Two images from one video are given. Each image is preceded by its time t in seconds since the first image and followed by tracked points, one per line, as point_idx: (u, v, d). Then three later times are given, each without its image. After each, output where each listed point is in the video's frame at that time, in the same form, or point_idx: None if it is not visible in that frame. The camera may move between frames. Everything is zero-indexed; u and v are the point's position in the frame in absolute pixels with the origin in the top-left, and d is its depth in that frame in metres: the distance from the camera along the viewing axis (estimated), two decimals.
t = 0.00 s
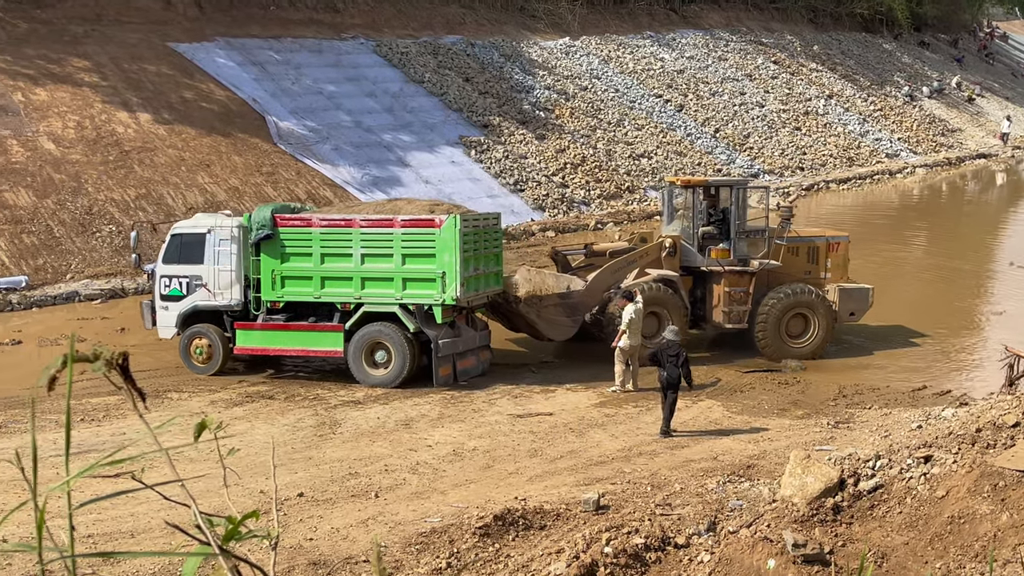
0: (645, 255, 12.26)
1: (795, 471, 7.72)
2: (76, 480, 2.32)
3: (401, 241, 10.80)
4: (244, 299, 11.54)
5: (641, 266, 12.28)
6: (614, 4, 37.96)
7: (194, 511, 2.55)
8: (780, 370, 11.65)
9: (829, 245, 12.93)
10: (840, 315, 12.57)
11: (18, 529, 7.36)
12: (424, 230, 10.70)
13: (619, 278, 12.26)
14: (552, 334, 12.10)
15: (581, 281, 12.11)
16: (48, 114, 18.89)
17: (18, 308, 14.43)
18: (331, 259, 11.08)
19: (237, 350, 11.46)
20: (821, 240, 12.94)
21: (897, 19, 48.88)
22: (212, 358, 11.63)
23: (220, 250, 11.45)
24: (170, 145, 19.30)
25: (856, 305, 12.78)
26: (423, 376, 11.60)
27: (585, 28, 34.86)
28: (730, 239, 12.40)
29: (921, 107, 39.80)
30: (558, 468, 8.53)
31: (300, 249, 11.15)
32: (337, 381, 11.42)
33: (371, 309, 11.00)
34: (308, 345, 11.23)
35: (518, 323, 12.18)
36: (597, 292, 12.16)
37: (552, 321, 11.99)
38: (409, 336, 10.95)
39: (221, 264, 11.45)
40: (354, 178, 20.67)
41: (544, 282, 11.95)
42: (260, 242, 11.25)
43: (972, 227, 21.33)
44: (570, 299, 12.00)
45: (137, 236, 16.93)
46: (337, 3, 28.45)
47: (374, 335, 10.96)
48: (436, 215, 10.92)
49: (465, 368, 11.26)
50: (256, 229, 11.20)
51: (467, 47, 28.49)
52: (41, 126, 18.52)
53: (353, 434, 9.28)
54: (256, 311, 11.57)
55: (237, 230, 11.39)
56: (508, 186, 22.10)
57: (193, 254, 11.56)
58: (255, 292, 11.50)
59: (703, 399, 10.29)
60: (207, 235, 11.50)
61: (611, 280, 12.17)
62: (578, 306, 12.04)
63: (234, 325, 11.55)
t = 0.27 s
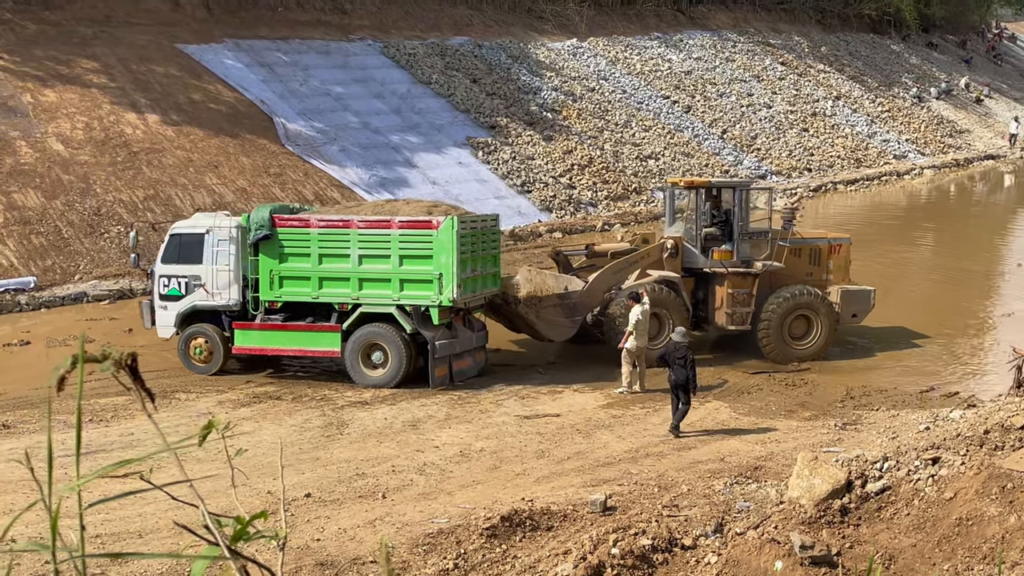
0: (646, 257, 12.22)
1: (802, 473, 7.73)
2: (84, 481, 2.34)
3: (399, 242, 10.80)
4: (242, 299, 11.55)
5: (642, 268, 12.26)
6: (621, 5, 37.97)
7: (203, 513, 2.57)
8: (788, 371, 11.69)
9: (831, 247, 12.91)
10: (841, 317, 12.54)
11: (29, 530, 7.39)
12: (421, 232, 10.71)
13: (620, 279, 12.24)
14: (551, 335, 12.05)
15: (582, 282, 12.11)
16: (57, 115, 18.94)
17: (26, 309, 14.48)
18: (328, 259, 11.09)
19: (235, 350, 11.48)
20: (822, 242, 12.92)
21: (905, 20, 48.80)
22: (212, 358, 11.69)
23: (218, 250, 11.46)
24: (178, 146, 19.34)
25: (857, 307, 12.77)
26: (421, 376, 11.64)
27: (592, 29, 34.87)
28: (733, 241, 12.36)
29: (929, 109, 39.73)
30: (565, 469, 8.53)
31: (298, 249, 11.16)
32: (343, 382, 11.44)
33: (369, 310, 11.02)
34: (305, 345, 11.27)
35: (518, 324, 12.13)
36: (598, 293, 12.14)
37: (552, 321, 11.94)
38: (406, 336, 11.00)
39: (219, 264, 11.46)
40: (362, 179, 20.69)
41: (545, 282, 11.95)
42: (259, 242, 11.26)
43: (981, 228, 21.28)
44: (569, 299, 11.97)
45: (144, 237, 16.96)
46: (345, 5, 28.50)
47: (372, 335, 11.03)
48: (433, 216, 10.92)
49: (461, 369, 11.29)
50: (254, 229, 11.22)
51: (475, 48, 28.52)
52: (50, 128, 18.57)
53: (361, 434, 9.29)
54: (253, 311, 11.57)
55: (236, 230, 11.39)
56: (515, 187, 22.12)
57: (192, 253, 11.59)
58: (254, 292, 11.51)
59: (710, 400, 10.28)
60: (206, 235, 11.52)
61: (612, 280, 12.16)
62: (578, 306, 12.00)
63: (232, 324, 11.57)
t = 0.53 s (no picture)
0: (647, 258, 12.22)
1: (811, 475, 7.71)
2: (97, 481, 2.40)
3: (393, 242, 10.81)
4: (239, 299, 11.57)
5: (643, 269, 12.25)
6: (630, 7, 37.96)
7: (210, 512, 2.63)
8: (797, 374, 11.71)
9: (832, 248, 12.85)
10: (842, 319, 12.52)
11: (40, 531, 7.41)
12: (415, 232, 10.72)
13: (621, 281, 12.21)
14: (550, 336, 12.04)
15: (582, 283, 12.12)
16: (66, 117, 18.99)
17: (36, 310, 14.53)
18: (323, 260, 11.09)
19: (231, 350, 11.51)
20: (824, 243, 12.85)
21: (914, 21, 48.69)
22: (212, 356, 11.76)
23: (214, 250, 11.48)
24: (187, 148, 19.37)
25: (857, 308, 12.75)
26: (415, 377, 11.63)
27: (601, 31, 34.86)
28: (735, 242, 12.28)
29: (938, 110, 39.62)
30: (573, 471, 8.52)
31: (293, 249, 11.16)
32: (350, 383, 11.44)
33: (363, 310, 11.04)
34: (301, 345, 11.29)
35: (517, 325, 12.12)
36: (598, 295, 12.14)
37: (551, 322, 11.95)
38: (400, 337, 11.00)
39: (215, 264, 11.49)
40: (370, 181, 20.70)
41: (545, 283, 12.04)
42: (254, 242, 11.27)
43: (990, 230, 21.20)
44: (569, 301, 11.98)
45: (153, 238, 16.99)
46: (353, 6, 28.52)
47: (365, 337, 11.04)
48: (427, 216, 10.94)
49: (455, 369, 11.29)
50: (249, 230, 11.23)
51: (483, 50, 28.53)
52: (59, 129, 18.61)
53: (369, 436, 9.29)
54: (250, 310, 11.60)
55: (231, 230, 11.41)
56: (523, 189, 22.12)
57: (188, 254, 11.62)
58: (250, 292, 11.52)
59: (719, 401, 10.26)
60: (202, 235, 11.54)
61: (613, 282, 12.15)
62: (578, 308, 12.01)
63: (229, 324, 11.60)
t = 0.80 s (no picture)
0: (646, 259, 12.17)
1: (819, 477, 7.69)
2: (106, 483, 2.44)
3: (386, 244, 10.79)
4: (233, 300, 11.58)
5: (643, 270, 12.21)
6: (637, 7, 37.94)
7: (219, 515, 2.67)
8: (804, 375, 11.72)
9: (833, 249, 12.80)
10: (843, 320, 12.50)
11: (50, 531, 7.43)
12: (408, 234, 10.70)
13: (620, 282, 12.20)
14: (550, 337, 12.04)
15: (581, 285, 12.14)
16: (74, 118, 19.03)
17: (44, 310, 14.57)
18: (317, 262, 11.09)
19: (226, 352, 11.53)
20: (824, 244, 12.80)
21: (923, 21, 48.60)
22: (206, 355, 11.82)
23: (208, 251, 11.50)
24: (195, 149, 19.40)
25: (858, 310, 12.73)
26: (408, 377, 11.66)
27: (608, 32, 34.85)
28: (736, 244, 12.23)
29: (946, 111, 39.52)
30: (580, 472, 8.51)
31: (287, 251, 11.17)
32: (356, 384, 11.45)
33: (357, 312, 11.04)
34: (295, 347, 11.32)
35: (516, 326, 12.14)
36: (598, 295, 12.13)
37: (550, 323, 11.95)
38: (394, 338, 11.00)
39: (209, 265, 11.51)
40: (377, 182, 20.72)
41: (544, 284, 12.11)
42: (248, 244, 11.28)
43: (998, 231, 21.12)
44: (568, 302, 11.97)
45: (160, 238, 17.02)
46: (361, 7, 28.54)
47: (360, 338, 11.04)
48: (420, 218, 10.91)
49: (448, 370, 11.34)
50: (243, 232, 11.23)
51: (490, 51, 28.53)
52: (67, 130, 18.66)
53: (376, 436, 9.29)
54: (245, 312, 11.62)
55: (226, 232, 11.42)
56: (530, 190, 22.12)
57: (183, 255, 11.64)
58: (244, 293, 11.54)
59: (727, 403, 10.24)
60: (196, 236, 11.57)
61: (613, 283, 12.14)
62: (577, 309, 12.00)
63: (223, 326, 11.61)
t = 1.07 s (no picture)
0: (647, 261, 12.14)
1: (827, 478, 7.67)
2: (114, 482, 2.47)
3: (379, 247, 10.79)
4: (227, 302, 11.60)
5: (645, 271, 12.19)
6: (646, 8, 37.93)
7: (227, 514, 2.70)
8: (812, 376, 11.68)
9: (836, 250, 12.75)
10: (846, 322, 12.46)
11: (59, 532, 7.44)
12: (401, 236, 10.71)
13: (621, 283, 12.19)
14: (551, 339, 12.03)
15: (582, 287, 12.21)
16: (83, 119, 19.08)
17: (53, 312, 14.63)
18: (310, 264, 11.08)
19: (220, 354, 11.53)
20: (827, 246, 12.75)
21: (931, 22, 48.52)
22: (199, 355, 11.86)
23: (202, 253, 11.53)
24: (203, 150, 19.43)
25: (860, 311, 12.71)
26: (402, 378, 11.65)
27: (616, 33, 34.84)
28: (737, 245, 12.19)
29: (955, 112, 39.42)
30: (588, 473, 8.50)
31: (280, 253, 11.16)
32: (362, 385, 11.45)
33: (351, 313, 11.05)
34: (289, 349, 11.33)
35: (517, 328, 12.14)
36: (599, 297, 12.11)
37: (550, 325, 11.93)
38: (388, 340, 10.99)
39: (203, 267, 11.53)
40: (385, 183, 20.73)
41: (545, 286, 12.20)
42: (240, 246, 11.26)
43: (1008, 232, 21.05)
44: (569, 303, 11.94)
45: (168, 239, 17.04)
46: (369, 9, 28.55)
47: (354, 339, 11.03)
48: (413, 220, 10.92)
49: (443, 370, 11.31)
50: (236, 234, 11.22)
51: (498, 52, 28.54)
52: (77, 131, 18.71)
53: (384, 438, 9.30)
54: (238, 313, 11.61)
55: (218, 234, 11.47)
56: (538, 191, 22.12)
57: (176, 257, 11.67)
58: (237, 295, 11.55)
59: (735, 404, 10.22)
60: (190, 238, 11.59)
61: (614, 284, 12.12)
62: (577, 310, 11.97)
63: (217, 328, 11.61)
